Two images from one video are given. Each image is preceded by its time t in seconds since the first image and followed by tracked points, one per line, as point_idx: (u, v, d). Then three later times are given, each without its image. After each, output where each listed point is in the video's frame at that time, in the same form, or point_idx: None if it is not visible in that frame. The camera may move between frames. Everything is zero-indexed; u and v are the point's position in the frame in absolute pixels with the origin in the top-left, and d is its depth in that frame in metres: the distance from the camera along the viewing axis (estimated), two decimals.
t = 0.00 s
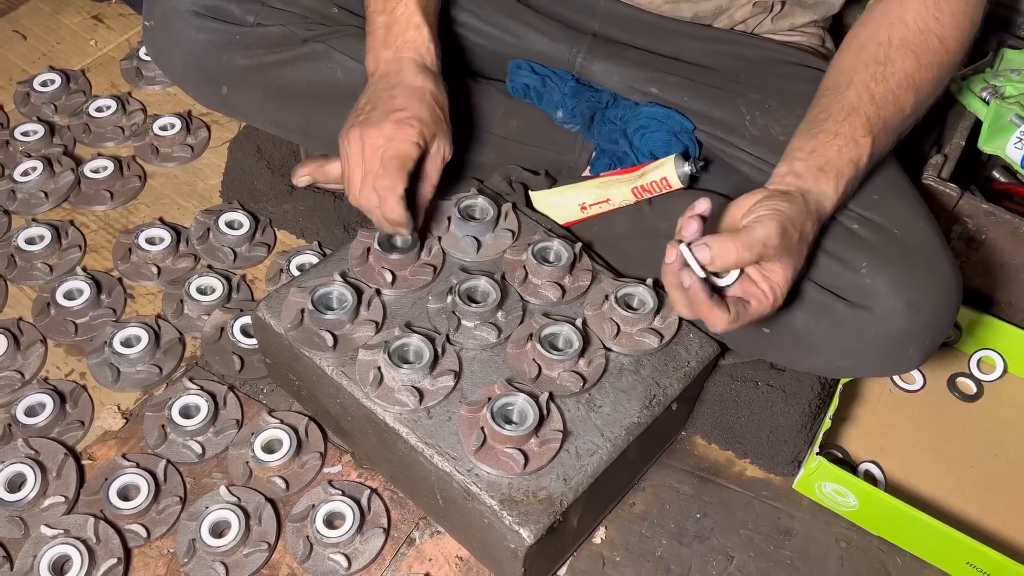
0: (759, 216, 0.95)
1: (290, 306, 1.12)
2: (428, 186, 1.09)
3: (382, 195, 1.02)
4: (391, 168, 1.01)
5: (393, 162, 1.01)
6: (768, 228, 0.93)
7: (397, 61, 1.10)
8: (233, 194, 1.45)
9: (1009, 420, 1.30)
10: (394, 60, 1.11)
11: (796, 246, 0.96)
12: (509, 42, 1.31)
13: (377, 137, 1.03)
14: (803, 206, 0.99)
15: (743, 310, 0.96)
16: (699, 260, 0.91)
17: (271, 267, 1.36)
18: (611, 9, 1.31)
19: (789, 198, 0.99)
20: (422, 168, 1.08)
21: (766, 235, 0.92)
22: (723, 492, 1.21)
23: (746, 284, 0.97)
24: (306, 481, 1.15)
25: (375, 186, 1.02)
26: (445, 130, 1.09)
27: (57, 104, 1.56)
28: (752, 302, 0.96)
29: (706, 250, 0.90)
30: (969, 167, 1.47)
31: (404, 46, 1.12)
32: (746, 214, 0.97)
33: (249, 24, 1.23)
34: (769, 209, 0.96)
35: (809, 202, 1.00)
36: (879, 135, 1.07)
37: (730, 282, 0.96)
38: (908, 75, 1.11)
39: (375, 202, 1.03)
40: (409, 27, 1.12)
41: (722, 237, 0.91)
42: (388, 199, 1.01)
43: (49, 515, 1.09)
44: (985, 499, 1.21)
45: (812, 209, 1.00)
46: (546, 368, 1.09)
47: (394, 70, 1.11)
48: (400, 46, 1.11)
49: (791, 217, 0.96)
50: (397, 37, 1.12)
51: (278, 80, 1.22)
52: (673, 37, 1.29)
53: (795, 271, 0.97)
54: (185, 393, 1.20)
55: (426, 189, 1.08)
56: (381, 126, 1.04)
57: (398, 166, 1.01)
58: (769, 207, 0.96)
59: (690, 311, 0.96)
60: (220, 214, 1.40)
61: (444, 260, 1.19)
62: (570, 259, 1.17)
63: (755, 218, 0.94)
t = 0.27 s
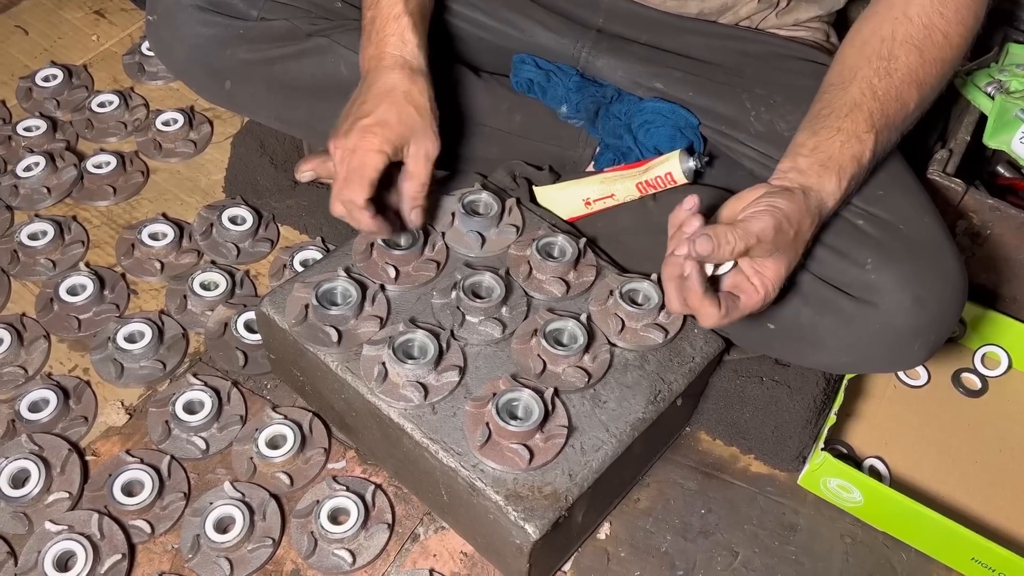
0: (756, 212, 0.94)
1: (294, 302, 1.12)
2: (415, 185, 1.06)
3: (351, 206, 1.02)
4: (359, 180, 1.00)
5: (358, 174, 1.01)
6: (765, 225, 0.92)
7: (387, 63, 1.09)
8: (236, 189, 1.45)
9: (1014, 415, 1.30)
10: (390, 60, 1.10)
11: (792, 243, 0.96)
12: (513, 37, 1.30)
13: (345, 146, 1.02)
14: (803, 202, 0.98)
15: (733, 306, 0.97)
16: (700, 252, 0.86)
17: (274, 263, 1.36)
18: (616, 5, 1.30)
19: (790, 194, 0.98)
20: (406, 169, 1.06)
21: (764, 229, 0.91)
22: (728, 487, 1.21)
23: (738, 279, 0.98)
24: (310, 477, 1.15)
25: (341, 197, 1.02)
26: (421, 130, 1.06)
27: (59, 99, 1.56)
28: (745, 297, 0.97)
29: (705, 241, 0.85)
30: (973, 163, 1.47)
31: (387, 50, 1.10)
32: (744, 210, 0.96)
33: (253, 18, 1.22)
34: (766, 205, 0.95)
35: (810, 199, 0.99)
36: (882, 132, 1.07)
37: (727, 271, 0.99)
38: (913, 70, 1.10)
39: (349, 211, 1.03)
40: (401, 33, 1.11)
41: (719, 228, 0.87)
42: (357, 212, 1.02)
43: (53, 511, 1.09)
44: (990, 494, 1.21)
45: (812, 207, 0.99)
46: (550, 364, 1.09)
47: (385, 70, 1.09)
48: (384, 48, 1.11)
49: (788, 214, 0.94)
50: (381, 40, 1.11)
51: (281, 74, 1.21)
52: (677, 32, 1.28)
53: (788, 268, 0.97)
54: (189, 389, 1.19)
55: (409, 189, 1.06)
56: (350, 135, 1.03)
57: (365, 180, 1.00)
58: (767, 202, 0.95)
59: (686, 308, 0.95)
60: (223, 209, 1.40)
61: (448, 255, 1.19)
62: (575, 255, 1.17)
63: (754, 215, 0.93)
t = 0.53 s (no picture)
0: (751, 208, 0.93)
1: (294, 298, 1.12)
2: (602, 144, 0.96)
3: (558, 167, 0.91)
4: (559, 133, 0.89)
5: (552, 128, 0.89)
6: (756, 224, 0.92)
7: (486, 43, 0.98)
8: (235, 185, 1.45)
9: (1013, 411, 1.30)
10: (499, 46, 0.97)
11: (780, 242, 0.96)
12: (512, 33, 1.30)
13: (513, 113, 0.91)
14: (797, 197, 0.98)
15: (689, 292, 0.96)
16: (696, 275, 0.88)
17: (273, 259, 1.36)
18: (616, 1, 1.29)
19: (789, 188, 0.98)
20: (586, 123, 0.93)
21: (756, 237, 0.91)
22: (727, 484, 1.21)
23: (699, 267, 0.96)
24: (309, 473, 1.15)
25: (534, 160, 0.91)
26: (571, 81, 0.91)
27: (58, 95, 1.56)
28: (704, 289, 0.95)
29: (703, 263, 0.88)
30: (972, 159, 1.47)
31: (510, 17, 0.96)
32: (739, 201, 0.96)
33: (252, 15, 1.22)
34: (764, 197, 0.95)
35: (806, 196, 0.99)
36: (882, 129, 1.06)
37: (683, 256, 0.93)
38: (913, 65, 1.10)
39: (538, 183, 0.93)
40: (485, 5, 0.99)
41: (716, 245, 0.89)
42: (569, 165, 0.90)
43: (52, 507, 1.09)
44: (989, 490, 1.21)
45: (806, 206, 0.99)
46: (550, 360, 1.09)
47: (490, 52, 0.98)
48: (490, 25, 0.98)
49: (782, 210, 0.94)
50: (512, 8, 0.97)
51: (281, 71, 1.21)
52: (676, 28, 1.28)
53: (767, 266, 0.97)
54: (188, 385, 1.19)
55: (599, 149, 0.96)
56: (499, 101, 0.95)
57: (564, 129, 0.89)
58: (764, 196, 0.95)
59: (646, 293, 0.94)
60: (222, 206, 1.40)
61: (447, 252, 1.19)
62: (574, 251, 1.17)
63: (749, 211, 0.93)
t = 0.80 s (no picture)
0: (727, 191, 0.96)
1: (295, 297, 1.12)
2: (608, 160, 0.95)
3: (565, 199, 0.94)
4: (563, 165, 0.91)
5: (561, 158, 0.91)
6: (730, 205, 0.94)
7: (510, 66, 1.01)
8: (236, 185, 1.45)
9: (1012, 411, 1.30)
10: (524, 62, 0.99)
11: (759, 228, 0.96)
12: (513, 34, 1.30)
13: (532, 135, 0.92)
14: (794, 199, 0.99)
15: (681, 267, 0.96)
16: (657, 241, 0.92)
17: (274, 259, 1.36)
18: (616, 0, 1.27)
19: (774, 182, 0.99)
20: (593, 150, 0.95)
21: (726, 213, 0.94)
22: (727, 483, 1.21)
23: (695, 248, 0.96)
24: (310, 472, 1.16)
25: (546, 190, 0.94)
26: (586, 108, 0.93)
27: (59, 95, 1.56)
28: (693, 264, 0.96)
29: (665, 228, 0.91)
30: (973, 159, 1.47)
31: (521, 43, 1.00)
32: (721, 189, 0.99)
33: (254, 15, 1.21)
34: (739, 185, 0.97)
35: (800, 194, 1.00)
36: (879, 130, 1.07)
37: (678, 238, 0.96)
38: (911, 67, 1.10)
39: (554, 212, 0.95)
40: (508, 30, 1.01)
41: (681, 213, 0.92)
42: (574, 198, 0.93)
43: (54, 507, 1.10)
44: (988, 490, 1.21)
45: (798, 201, 0.99)
46: (551, 360, 1.09)
47: (515, 77, 1.00)
48: (514, 49, 1.01)
49: (762, 199, 0.96)
50: (522, 37, 1.00)
51: (282, 71, 1.21)
52: (677, 28, 1.27)
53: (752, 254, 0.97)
54: (190, 384, 1.20)
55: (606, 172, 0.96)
56: (522, 119, 0.95)
57: (569, 161, 0.91)
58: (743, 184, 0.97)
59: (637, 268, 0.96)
60: (223, 206, 1.40)
61: (448, 252, 1.19)
62: (575, 252, 1.17)
63: (726, 193, 0.96)
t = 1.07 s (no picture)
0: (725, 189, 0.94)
1: (292, 296, 1.12)
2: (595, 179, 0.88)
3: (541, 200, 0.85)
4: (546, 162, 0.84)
5: (544, 154, 0.84)
6: (726, 204, 0.92)
7: (506, 77, 0.96)
8: (234, 184, 1.45)
9: (1010, 410, 1.30)
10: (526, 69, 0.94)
11: (757, 228, 0.94)
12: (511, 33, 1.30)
13: (520, 137, 0.86)
14: (790, 195, 0.99)
15: (688, 280, 0.96)
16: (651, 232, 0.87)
17: (272, 258, 1.36)
18: None
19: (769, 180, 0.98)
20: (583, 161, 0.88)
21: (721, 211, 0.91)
22: (725, 482, 1.21)
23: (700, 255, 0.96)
24: (308, 471, 1.16)
25: (527, 193, 0.86)
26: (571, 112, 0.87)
27: (57, 94, 1.56)
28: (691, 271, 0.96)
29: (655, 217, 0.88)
30: (971, 159, 1.47)
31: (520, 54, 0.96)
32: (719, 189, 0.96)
33: (251, 14, 1.22)
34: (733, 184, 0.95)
35: (797, 191, 0.99)
36: (873, 127, 1.06)
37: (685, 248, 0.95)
38: (907, 65, 1.10)
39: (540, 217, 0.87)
40: (506, 39, 0.97)
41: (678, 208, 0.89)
42: (547, 196, 0.84)
43: (52, 506, 1.10)
44: (986, 489, 1.21)
45: (795, 199, 0.99)
46: (548, 359, 1.09)
47: (510, 90, 0.95)
48: (511, 58, 0.96)
49: (755, 196, 0.94)
50: (517, 49, 0.96)
51: (279, 70, 1.21)
52: (676, 28, 1.28)
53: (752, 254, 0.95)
54: (188, 383, 1.20)
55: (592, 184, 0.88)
56: (515, 123, 0.90)
57: (548, 159, 0.84)
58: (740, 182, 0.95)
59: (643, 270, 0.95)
60: (221, 205, 1.40)
61: (446, 251, 1.19)
62: (572, 251, 1.17)
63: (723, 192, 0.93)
